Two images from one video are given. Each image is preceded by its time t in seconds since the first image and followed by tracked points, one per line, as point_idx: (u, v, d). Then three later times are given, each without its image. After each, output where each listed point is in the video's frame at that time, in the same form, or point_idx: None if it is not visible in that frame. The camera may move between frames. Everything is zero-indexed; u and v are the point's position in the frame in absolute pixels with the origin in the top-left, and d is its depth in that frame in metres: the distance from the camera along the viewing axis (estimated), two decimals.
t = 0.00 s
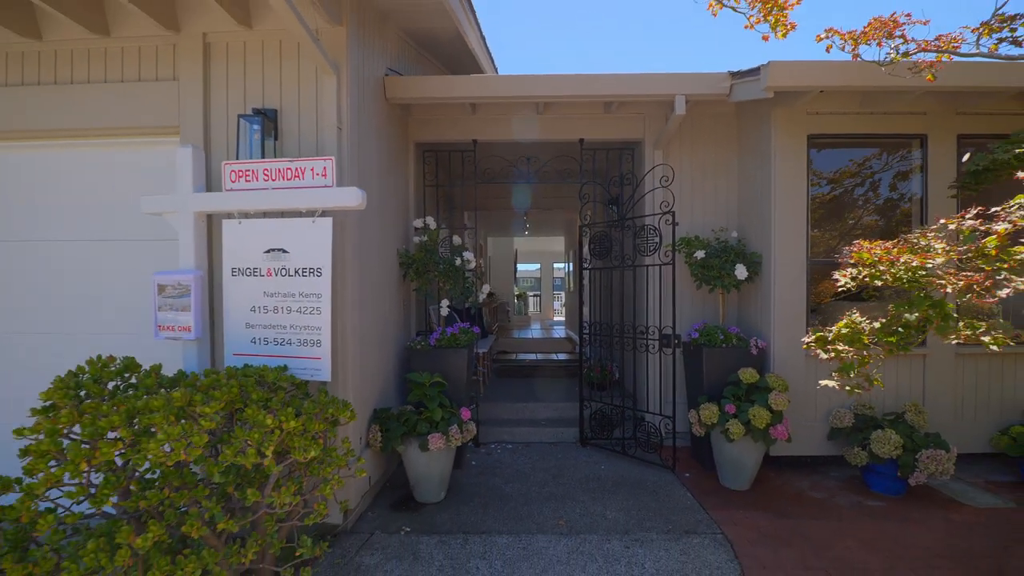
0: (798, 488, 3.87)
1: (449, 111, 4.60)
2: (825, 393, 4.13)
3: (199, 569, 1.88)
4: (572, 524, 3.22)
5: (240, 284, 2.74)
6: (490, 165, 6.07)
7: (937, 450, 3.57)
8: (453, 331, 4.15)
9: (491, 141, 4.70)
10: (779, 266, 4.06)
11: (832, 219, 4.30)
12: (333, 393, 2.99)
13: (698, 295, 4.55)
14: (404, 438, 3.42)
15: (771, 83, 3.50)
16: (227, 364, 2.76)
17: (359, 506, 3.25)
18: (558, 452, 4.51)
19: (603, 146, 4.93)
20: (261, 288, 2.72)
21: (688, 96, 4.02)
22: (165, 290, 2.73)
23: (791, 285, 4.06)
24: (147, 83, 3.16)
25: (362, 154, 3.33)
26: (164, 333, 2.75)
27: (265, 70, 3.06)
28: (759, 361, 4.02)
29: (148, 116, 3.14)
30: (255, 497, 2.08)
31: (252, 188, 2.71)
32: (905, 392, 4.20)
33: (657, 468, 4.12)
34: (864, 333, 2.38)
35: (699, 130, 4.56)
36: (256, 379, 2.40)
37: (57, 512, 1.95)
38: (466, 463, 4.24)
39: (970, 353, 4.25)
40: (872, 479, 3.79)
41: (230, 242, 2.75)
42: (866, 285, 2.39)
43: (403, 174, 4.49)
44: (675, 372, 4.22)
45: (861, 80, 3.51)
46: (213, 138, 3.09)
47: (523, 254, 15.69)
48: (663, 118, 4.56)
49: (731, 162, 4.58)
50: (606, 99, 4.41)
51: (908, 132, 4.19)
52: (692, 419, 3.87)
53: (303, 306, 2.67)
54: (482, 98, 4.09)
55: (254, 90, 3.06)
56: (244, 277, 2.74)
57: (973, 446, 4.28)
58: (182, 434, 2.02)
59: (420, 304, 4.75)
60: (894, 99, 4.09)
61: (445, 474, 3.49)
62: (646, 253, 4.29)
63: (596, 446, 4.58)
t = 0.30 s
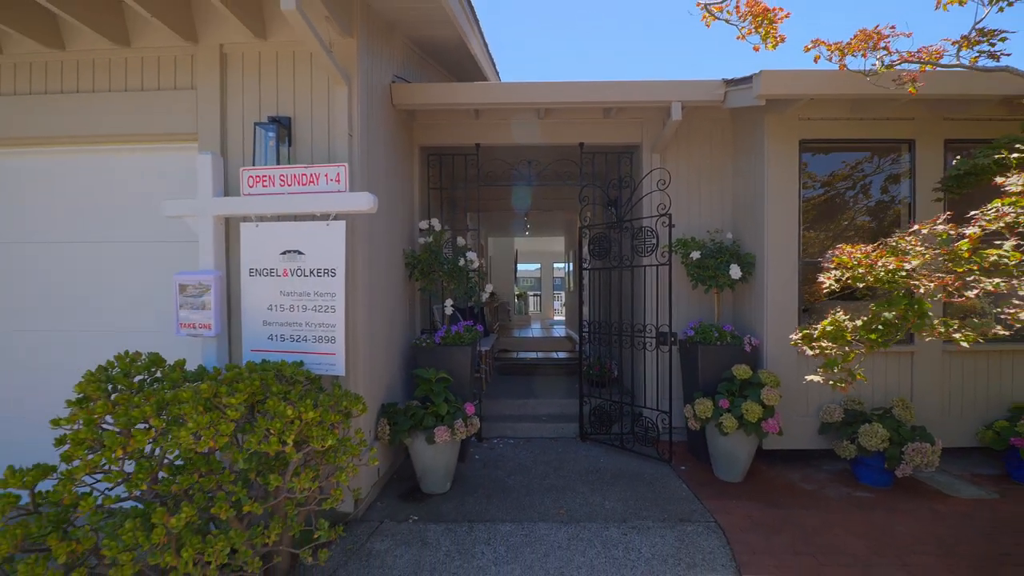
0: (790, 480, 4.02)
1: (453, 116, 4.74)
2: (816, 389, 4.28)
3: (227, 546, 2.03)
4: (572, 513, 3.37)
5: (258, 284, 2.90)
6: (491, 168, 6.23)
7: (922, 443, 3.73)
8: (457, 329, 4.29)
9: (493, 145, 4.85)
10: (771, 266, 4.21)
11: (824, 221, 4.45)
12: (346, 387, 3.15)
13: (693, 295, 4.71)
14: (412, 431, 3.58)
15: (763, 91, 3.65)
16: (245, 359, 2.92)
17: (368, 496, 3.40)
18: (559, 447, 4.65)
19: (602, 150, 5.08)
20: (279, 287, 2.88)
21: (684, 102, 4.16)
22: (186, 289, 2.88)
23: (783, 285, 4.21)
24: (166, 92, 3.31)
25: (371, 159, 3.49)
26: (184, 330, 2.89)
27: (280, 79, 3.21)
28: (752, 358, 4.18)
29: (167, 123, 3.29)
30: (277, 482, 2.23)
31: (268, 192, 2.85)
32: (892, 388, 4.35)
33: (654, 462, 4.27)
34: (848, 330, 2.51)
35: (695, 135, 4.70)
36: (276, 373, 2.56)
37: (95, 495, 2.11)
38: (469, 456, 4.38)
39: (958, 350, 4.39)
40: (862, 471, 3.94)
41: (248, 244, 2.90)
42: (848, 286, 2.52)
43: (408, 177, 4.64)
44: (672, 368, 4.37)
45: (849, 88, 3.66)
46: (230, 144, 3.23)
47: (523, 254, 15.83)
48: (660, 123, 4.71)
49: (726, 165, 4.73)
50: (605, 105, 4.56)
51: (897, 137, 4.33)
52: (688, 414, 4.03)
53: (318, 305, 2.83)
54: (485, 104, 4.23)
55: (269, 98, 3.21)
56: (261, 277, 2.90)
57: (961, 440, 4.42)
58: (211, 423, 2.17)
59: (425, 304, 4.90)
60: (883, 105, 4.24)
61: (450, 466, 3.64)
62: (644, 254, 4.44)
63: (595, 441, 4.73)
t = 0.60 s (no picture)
0: (782, 473, 4.17)
1: (457, 120, 4.89)
2: (808, 384, 4.43)
3: (252, 526, 2.18)
4: (572, 502, 3.52)
5: (274, 282, 3.05)
6: (494, 170, 6.37)
7: (908, 436, 3.88)
8: (461, 327, 4.44)
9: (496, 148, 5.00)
10: (764, 266, 4.36)
11: (816, 222, 4.60)
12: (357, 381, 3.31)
13: (690, 293, 4.86)
14: (418, 424, 3.73)
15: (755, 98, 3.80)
16: (261, 354, 3.07)
17: (377, 486, 3.55)
18: (559, 441, 4.80)
19: (602, 153, 5.24)
20: (294, 286, 3.03)
21: (680, 108, 4.31)
22: (207, 288, 3.03)
23: (776, 284, 4.36)
24: (183, 99, 3.46)
25: (380, 163, 3.64)
26: (204, 326, 3.04)
27: (293, 87, 3.36)
28: (746, 354, 4.34)
29: (184, 129, 3.44)
30: (297, 467, 2.38)
31: (284, 196, 3.00)
32: (882, 384, 4.51)
33: (651, 455, 4.43)
34: (832, 325, 2.68)
35: (691, 139, 4.86)
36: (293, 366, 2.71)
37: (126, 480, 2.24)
38: (473, 450, 4.53)
39: (945, 347, 4.54)
40: (851, 463, 4.09)
41: (265, 245, 3.05)
42: (833, 285, 2.68)
43: (413, 180, 4.78)
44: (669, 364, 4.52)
45: (839, 94, 3.82)
46: (245, 149, 3.39)
47: (524, 254, 15.96)
48: (658, 127, 4.86)
49: (721, 168, 4.88)
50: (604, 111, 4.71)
51: (887, 141, 4.48)
52: (684, 408, 4.18)
53: (331, 302, 2.98)
54: (488, 109, 4.38)
55: (283, 105, 3.36)
56: (277, 276, 3.05)
57: (948, 434, 4.57)
58: (235, 412, 2.32)
59: (429, 302, 5.05)
60: (872, 110, 4.38)
61: (455, 458, 3.79)
62: (642, 254, 4.59)
63: (595, 435, 4.88)
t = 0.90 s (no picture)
0: (775, 466, 4.32)
1: (461, 125, 5.04)
2: (801, 381, 4.58)
3: (274, 509, 2.34)
4: (573, 493, 3.68)
5: (289, 282, 3.21)
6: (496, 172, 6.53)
7: (896, 430, 4.04)
8: (465, 326, 4.61)
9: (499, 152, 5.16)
10: (758, 266, 4.51)
11: (808, 224, 4.75)
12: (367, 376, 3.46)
13: (687, 293, 5.02)
14: (425, 418, 3.89)
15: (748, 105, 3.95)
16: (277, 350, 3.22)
17: (385, 477, 3.70)
18: (560, 436, 4.95)
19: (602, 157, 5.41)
20: (308, 285, 3.19)
21: (677, 114, 4.47)
22: (225, 286, 3.19)
23: (770, 284, 4.51)
24: (200, 107, 3.62)
25: (389, 167, 3.80)
26: (223, 324, 3.19)
27: (306, 95, 3.51)
28: (740, 352, 4.49)
29: (201, 135, 3.60)
30: (315, 454, 2.54)
31: (298, 200, 3.16)
32: (871, 380, 4.66)
33: (649, 449, 4.58)
34: (819, 324, 2.82)
35: (688, 143, 5.01)
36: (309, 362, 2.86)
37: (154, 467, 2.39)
38: (476, 444, 4.68)
39: (934, 345, 4.69)
40: (841, 456, 4.24)
41: (280, 246, 3.21)
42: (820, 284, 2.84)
43: (419, 182, 4.94)
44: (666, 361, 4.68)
45: (828, 102, 3.99)
46: (261, 154, 3.54)
47: (525, 254, 16.11)
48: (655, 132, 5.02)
49: (717, 172, 5.04)
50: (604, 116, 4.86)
51: (877, 146, 4.63)
52: (680, 403, 4.34)
53: (344, 301, 3.14)
54: (491, 114, 4.53)
55: (296, 113, 3.52)
56: (292, 276, 3.20)
57: (937, 429, 4.72)
58: (256, 404, 2.47)
59: (433, 301, 5.21)
60: (863, 116, 4.54)
61: (460, 451, 3.95)
62: (640, 254, 4.74)
63: (595, 430, 5.03)
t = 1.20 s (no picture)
0: (767, 461, 4.48)
1: (465, 131, 5.21)
2: (793, 379, 4.74)
3: (293, 497, 2.50)
4: (572, 486, 3.84)
5: (303, 284, 3.36)
6: (498, 176, 6.69)
7: (883, 426, 4.21)
8: (469, 325, 4.78)
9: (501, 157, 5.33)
10: (752, 268, 4.66)
11: (802, 226, 4.91)
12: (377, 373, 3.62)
13: (683, 294, 5.18)
14: (430, 414, 4.04)
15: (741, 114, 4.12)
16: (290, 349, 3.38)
17: (392, 471, 3.86)
18: (560, 432, 5.11)
19: (601, 162, 5.58)
20: (320, 287, 3.35)
21: (673, 121, 4.63)
22: (241, 288, 3.35)
23: (763, 285, 4.67)
24: (214, 116, 3.79)
25: (396, 173, 3.96)
26: (239, 323, 3.36)
27: (317, 105, 3.67)
28: (734, 351, 4.65)
29: (216, 142, 3.76)
30: (329, 447, 2.69)
31: (310, 206, 3.31)
32: (861, 378, 4.82)
33: (646, 445, 4.74)
34: (806, 324, 2.94)
35: (685, 149, 5.17)
36: (323, 360, 3.02)
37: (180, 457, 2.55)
38: (479, 440, 4.84)
39: (922, 345, 4.85)
40: (832, 452, 4.40)
41: (294, 250, 3.37)
42: (806, 287, 2.99)
43: (423, 187, 5.09)
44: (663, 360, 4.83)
45: (817, 111, 4.15)
46: (274, 162, 3.71)
47: (525, 255, 16.27)
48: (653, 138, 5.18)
49: (713, 177, 5.20)
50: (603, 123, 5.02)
51: (867, 152, 4.78)
52: (676, 400, 4.51)
53: (354, 302, 3.29)
54: (493, 121, 4.68)
55: (308, 122, 3.68)
56: (305, 278, 3.36)
57: (925, 426, 4.87)
58: (275, 399, 2.63)
59: (437, 302, 5.37)
60: (853, 123, 4.69)
61: (464, 446, 4.10)
62: (637, 256, 4.90)
63: (594, 428, 5.18)
